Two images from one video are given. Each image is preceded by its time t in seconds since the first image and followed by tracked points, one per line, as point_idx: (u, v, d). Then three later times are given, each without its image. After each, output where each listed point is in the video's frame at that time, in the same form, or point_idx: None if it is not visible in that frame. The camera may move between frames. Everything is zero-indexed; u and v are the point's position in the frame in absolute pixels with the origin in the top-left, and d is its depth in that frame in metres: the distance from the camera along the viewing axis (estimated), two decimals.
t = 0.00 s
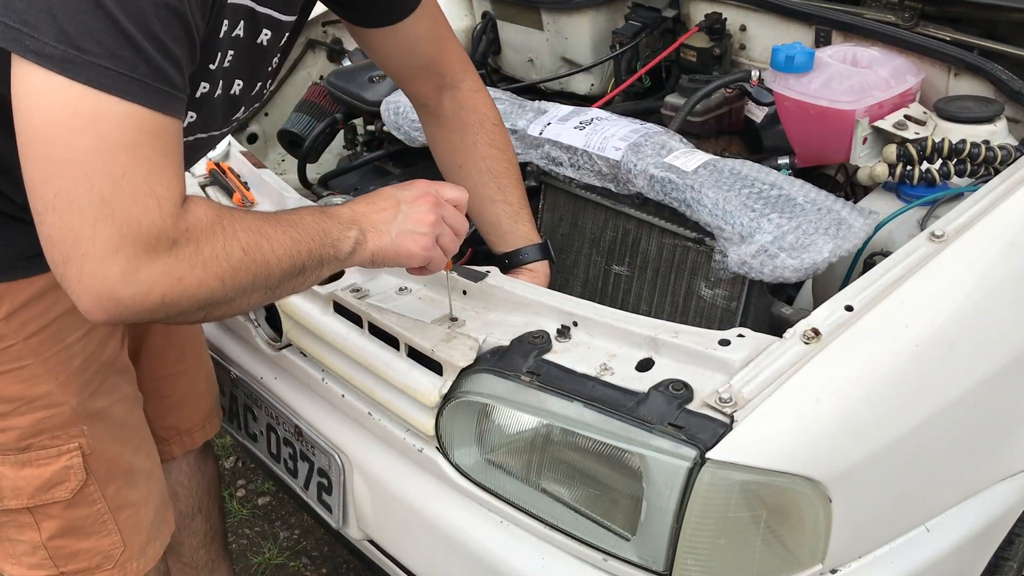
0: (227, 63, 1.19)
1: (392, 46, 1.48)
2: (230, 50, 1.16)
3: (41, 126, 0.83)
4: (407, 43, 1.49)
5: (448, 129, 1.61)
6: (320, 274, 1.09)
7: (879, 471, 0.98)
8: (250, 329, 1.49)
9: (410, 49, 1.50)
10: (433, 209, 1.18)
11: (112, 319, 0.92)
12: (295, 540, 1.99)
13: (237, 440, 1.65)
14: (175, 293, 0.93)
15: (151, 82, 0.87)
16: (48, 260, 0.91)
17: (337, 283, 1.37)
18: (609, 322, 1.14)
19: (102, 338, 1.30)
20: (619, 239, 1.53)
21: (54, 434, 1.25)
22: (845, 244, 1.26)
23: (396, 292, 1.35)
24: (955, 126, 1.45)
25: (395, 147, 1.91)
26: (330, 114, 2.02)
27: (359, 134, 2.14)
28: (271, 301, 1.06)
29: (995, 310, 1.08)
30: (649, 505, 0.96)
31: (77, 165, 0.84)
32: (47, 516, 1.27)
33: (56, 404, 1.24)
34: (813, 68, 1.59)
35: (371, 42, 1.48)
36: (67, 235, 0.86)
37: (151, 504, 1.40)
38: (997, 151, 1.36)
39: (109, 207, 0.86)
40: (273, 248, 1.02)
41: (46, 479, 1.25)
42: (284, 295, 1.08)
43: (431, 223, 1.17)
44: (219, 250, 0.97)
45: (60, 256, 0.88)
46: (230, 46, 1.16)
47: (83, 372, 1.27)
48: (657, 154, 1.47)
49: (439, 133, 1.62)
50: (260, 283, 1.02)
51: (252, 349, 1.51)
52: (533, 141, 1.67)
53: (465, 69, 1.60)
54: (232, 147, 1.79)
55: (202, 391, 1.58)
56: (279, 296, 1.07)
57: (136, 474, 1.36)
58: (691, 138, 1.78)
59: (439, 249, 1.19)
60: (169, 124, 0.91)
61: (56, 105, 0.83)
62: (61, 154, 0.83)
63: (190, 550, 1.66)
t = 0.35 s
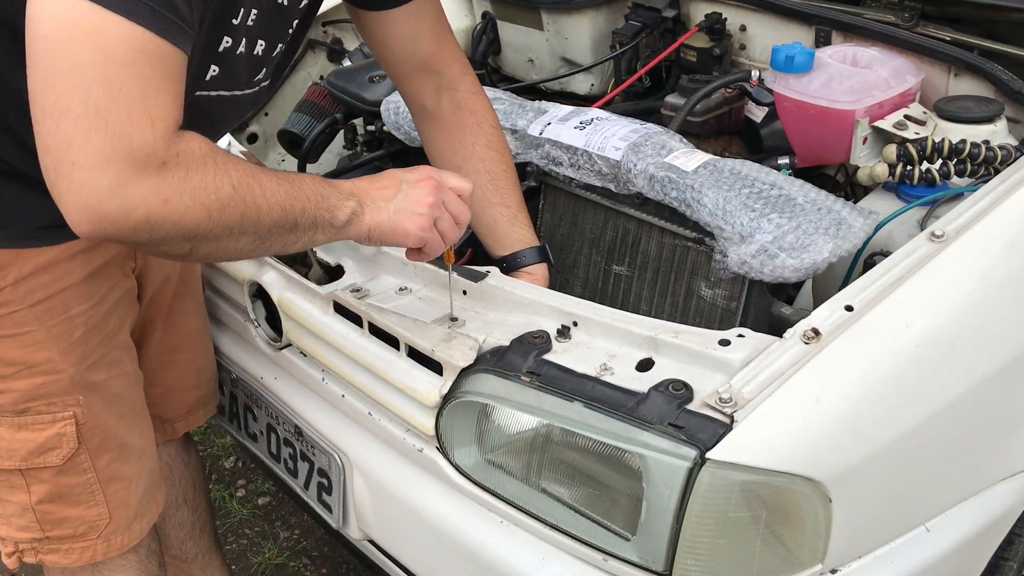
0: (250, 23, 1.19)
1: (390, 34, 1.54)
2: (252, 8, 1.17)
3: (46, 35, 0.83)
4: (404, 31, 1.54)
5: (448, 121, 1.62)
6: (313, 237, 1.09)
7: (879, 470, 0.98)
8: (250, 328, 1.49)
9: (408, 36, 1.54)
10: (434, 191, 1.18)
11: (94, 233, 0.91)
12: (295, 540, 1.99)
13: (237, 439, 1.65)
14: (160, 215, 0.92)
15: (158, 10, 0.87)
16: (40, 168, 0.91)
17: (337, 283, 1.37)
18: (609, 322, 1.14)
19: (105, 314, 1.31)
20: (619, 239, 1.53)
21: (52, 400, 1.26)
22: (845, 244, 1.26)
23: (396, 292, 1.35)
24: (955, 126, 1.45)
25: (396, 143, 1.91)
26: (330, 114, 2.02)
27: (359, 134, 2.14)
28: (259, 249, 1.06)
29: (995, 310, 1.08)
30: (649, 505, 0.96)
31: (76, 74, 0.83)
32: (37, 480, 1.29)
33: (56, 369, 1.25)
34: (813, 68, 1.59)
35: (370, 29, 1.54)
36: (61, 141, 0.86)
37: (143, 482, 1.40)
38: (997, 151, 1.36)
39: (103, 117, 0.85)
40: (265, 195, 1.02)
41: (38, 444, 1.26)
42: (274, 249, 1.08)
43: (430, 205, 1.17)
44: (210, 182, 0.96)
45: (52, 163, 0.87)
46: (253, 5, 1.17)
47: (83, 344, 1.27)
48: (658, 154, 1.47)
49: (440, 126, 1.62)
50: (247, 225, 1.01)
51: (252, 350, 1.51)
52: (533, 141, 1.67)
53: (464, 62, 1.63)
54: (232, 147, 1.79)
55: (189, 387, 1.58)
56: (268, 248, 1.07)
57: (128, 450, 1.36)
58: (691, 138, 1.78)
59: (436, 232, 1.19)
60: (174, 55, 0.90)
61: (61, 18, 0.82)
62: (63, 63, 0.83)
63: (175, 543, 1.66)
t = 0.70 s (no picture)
0: (250, 14, 1.19)
1: (387, 32, 1.54)
2: None
3: (51, 11, 0.83)
4: (402, 29, 1.54)
5: (448, 118, 1.62)
6: (312, 225, 1.09)
7: (879, 470, 0.98)
8: (250, 328, 1.49)
9: (406, 33, 1.55)
10: (433, 185, 1.19)
11: (92, 210, 0.91)
12: (295, 540, 1.99)
13: (237, 439, 1.65)
14: (158, 193, 0.92)
15: None
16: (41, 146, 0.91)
17: (337, 283, 1.37)
18: (609, 322, 1.14)
19: (104, 306, 1.31)
20: (619, 239, 1.53)
21: (52, 390, 1.26)
22: (845, 244, 1.26)
23: (395, 292, 1.35)
24: (955, 126, 1.45)
25: (396, 142, 1.91)
26: (330, 114, 2.02)
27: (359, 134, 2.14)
28: (258, 235, 1.05)
29: (996, 310, 1.08)
30: (649, 505, 0.96)
31: (78, 50, 0.84)
32: (38, 471, 1.29)
33: (55, 361, 1.25)
34: (813, 68, 1.59)
35: (365, 28, 1.54)
36: (61, 116, 0.86)
37: (142, 473, 1.40)
38: (997, 151, 1.36)
39: (103, 93, 0.85)
40: (264, 179, 1.02)
41: (38, 434, 1.26)
42: (272, 237, 1.08)
43: (429, 198, 1.18)
44: (209, 163, 0.96)
45: (52, 139, 0.87)
46: None
47: (83, 335, 1.27)
48: (658, 154, 1.47)
49: (439, 124, 1.62)
50: (245, 209, 1.01)
51: (252, 349, 1.51)
52: (532, 141, 1.67)
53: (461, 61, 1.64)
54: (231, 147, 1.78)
55: (190, 383, 1.58)
56: (267, 235, 1.07)
57: (128, 441, 1.36)
58: (691, 138, 1.78)
59: (435, 225, 1.19)
60: (177, 37, 0.90)
61: None
62: (66, 39, 0.83)
63: (176, 541, 1.66)
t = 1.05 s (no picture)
0: (247, 13, 1.19)
1: (386, 33, 1.54)
2: None
3: (47, 8, 0.83)
4: (402, 31, 1.54)
5: (448, 118, 1.62)
6: (314, 224, 1.09)
7: (879, 470, 0.98)
8: (250, 328, 1.49)
9: (405, 34, 1.55)
10: (437, 186, 1.19)
11: (91, 207, 0.91)
12: (295, 540, 1.99)
13: (237, 439, 1.65)
14: (157, 189, 0.92)
15: None
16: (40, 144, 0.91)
17: (337, 284, 1.36)
18: (609, 322, 1.14)
19: (104, 306, 1.31)
20: (619, 239, 1.53)
21: (51, 389, 1.26)
22: (845, 244, 1.26)
23: (396, 292, 1.35)
24: (955, 126, 1.45)
25: (396, 142, 1.91)
26: (330, 114, 2.02)
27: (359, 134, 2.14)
28: (258, 232, 1.05)
29: (995, 310, 1.08)
30: (649, 505, 0.96)
31: (74, 47, 0.84)
32: (38, 470, 1.29)
33: (54, 360, 1.25)
34: (813, 68, 1.59)
35: (363, 29, 1.54)
36: (59, 113, 0.86)
37: (142, 473, 1.40)
38: (998, 151, 1.36)
39: (100, 89, 0.85)
40: (264, 176, 1.02)
41: (38, 432, 1.26)
42: (273, 234, 1.08)
43: (433, 199, 1.18)
44: (209, 159, 0.96)
45: (50, 136, 0.87)
46: None
47: (83, 334, 1.27)
48: (657, 154, 1.47)
49: (439, 123, 1.62)
50: (245, 205, 1.01)
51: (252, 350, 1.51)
52: (532, 140, 1.67)
53: (459, 62, 1.64)
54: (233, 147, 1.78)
55: (191, 382, 1.58)
56: (268, 232, 1.07)
57: (128, 440, 1.36)
58: (691, 138, 1.78)
59: (438, 228, 1.19)
60: (173, 34, 0.90)
61: None
62: (61, 36, 0.83)
63: (176, 541, 1.66)
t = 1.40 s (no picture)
0: (244, 11, 1.19)
1: (383, 34, 1.54)
2: None
3: (51, 7, 0.83)
4: (399, 32, 1.54)
5: (447, 119, 1.62)
6: (320, 223, 1.09)
7: (879, 470, 0.98)
8: (250, 329, 1.49)
9: (403, 36, 1.55)
10: (441, 186, 1.19)
11: (98, 207, 0.90)
12: (295, 540, 1.99)
13: (237, 439, 1.65)
14: (164, 188, 0.91)
15: None
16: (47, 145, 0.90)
17: (337, 283, 1.37)
18: (609, 322, 1.14)
19: (102, 308, 1.31)
20: (619, 238, 1.53)
21: (50, 392, 1.26)
22: (844, 244, 1.26)
23: (395, 292, 1.35)
24: (955, 126, 1.45)
25: (396, 142, 1.91)
26: (330, 114, 2.02)
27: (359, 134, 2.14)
28: (265, 231, 1.05)
29: (995, 310, 1.08)
30: (649, 505, 0.96)
31: (81, 46, 0.84)
32: (37, 472, 1.29)
33: (53, 363, 1.24)
34: (813, 68, 1.59)
35: (358, 30, 1.55)
36: (66, 113, 0.85)
37: (142, 475, 1.40)
38: (998, 151, 1.36)
39: (106, 87, 0.85)
40: (269, 174, 1.02)
41: (38, 436, 1.26)
42: (280, 234, 1.07)
43: (437, 200, 1.18)
44: (215, 158, 0.96)
45: (57, 136, 0.87)
46: None
47: (81, 337, 1.27)
48: (658, 153, 1.47)
49: (438, 124, 1.62)
50: (252, 204, 1.00)
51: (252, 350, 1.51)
52: (533, 140, 1.67)
53: (457, 62, 1.64)
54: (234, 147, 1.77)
55: (191, 382, 1.59)
56: (274, 232, 1.06)
57: (127, 442, 1.36)
58: (691, 138, 1.78)
59: (442, 228, 1.20)
60: (178, 32, 0.90)
61: None
62: (67, 34, 0.83)
63: (176, 542, 1.66)
